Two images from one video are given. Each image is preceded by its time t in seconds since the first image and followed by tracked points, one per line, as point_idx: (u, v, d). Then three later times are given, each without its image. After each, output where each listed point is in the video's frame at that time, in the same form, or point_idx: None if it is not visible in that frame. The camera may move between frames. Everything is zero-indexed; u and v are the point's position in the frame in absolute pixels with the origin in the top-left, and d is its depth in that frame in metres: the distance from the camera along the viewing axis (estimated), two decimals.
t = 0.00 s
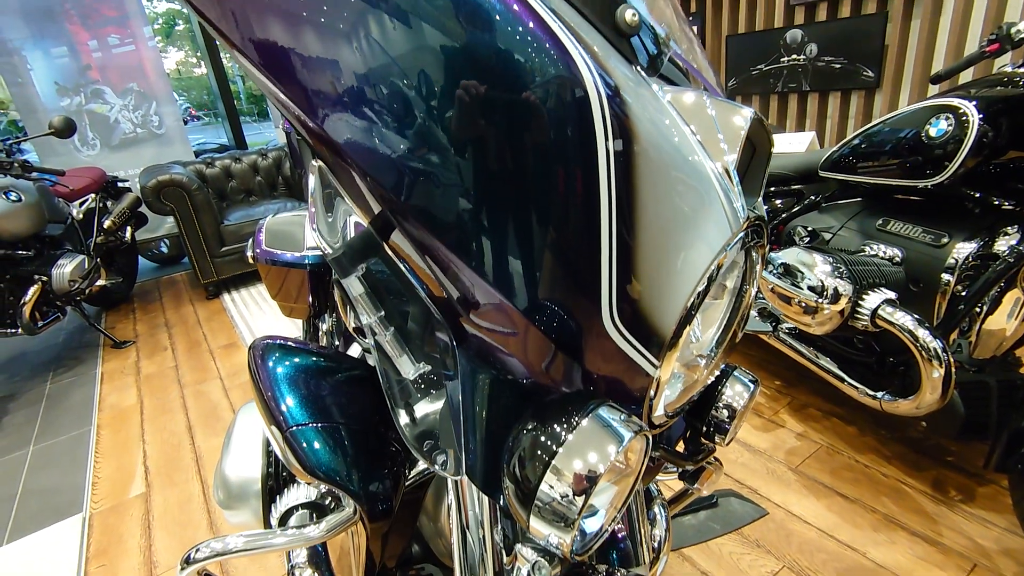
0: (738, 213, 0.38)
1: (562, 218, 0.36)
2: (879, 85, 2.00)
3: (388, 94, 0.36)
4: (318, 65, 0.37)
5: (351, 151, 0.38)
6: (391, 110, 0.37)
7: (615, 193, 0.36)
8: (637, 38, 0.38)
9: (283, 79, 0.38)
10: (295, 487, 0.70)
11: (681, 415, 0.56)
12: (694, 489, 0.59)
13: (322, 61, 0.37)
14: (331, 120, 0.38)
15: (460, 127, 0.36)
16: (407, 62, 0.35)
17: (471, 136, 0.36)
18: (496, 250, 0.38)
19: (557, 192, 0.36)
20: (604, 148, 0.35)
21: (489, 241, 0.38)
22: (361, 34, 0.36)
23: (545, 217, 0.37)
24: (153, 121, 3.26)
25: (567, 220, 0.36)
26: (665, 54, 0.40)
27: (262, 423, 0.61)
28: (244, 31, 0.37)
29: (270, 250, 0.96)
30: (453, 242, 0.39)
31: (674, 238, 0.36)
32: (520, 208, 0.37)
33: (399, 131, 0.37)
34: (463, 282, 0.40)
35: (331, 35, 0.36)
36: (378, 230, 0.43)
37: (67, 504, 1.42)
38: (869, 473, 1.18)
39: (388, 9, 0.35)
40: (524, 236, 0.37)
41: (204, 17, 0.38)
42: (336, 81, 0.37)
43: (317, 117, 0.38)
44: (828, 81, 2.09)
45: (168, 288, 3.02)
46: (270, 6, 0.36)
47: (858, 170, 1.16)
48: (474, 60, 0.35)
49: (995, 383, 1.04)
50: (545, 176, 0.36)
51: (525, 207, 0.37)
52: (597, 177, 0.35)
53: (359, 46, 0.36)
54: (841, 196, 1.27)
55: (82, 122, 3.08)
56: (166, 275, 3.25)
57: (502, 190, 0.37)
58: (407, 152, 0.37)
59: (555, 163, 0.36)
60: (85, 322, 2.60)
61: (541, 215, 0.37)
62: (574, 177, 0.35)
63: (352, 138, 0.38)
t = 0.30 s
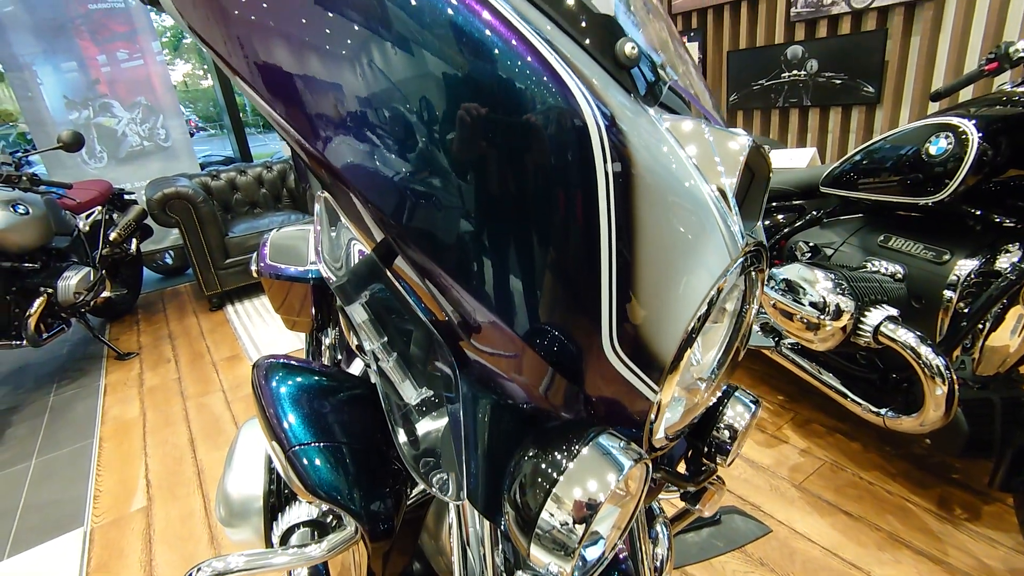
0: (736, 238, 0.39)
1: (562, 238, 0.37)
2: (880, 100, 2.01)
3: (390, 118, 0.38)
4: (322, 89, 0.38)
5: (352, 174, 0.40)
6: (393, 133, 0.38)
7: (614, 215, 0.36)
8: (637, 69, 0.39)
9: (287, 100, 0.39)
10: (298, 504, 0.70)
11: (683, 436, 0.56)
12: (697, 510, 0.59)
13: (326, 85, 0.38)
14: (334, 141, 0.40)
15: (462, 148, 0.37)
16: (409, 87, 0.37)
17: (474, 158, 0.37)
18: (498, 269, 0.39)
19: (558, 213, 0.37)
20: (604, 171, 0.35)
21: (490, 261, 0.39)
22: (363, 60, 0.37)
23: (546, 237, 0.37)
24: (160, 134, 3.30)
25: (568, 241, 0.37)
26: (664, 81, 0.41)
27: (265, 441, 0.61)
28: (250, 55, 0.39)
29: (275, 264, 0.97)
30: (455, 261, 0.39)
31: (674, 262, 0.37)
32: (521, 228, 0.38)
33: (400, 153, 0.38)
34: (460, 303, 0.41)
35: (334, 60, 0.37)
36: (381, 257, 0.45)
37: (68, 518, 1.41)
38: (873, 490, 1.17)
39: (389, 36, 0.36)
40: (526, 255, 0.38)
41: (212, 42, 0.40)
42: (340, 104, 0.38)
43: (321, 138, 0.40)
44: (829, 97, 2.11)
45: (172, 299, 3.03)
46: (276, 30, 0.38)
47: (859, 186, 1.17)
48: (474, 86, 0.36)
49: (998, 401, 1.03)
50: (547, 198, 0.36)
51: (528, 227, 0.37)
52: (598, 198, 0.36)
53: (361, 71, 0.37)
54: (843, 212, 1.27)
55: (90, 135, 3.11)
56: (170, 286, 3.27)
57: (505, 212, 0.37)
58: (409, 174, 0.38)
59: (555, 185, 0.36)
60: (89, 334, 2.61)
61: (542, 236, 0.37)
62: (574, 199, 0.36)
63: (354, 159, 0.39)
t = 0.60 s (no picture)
0: (733, 261, 0.39)
1: (561, 260, 0.38)
2: (880, 115, 2.02)
3: (392, 140, 0.39)
4: (325, 109, 0.39)
5: (354, 193, 0.41)
6: (394, 156, 0.39)
7: (613, 237, 0.37)
8: (637, 100, 0.39)
9: (291, 121, 0.41)
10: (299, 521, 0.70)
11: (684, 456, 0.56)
12: (699, 530, 0.59)
13: (328, 105, 0.39)
14: (336, 162, 0.41)
15: (463, 170, 0.38)
16: (409, 110, 0.38)
17: (475, 179, 0.37)
18: (499, 289, 0.40)
19: (557, 235, 0.37)
20: (602, 194, 0.36)
21: (490, 280, 0.40)
22: (365, 83, 0.38)
23: (545, 258, 0.38)
24: (165, 146, 3.33)
25: (567, 262, 0.37)
26: (662, 106, 0.41)
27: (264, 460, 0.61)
28: (255, 75, 0.40)
29: (278, 278, 0.97)
30: (456, 280, 0.40)
31: (672, 286, 0.37)
32: (520, 248, 0.38)
33: (401, 174, 0.39)
34: (457, 322, 0.42)
35: (336, 81, 0.38)
36: (383, 281, 0.46)
37: (68, 530, 1.41)
38: (876, 506, 1.17)
39: (391, 62, 0.37)
40: (526, 275, 0.39)
41: (217, 58, 0.41)
42: (342, 125, 0.40)
43: (323, 158, 0.41)
44: (829, 111, 2.12)
45: (175, 310, 3.04)
46: (280, 52, 0.39)
47: (859, 202, 1.17)
48: (474, 110, 0.37)
49: (1000, 417, 1.03)
50: (546, 220, 0.37)
51: (528, 249, 0.38)
52: (596, 221, 0.36)
53: (363, 93, 0.38)
54: (843, 227, 1.28)
55: (96, 147, 3.14)
56: (173, 297, 3.28)
57: (506, 235, 0.38)
58: (411, 196, 0.39)
59: (554, 207, 0.37)
60: (92, 345, 2.62)
61: (542, 257, 0.38)
62: (573, 221, 0.37)
63: (357, 180, 0.40)
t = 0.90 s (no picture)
0: (731, 283, 0.39)
1: (561, 280, 0.38)
2: (880, 129, 2.03)
3: (393, 161, 0.39)
4: (326, 128, 0.40)
5: (355, 213, 0.41)
6: (395, 177, 0.39)
7: (612, 259, 0.37)
8: (636, 126, 0.40)
9: (292, 141, 0.41)
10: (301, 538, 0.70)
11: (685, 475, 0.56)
12: (700, 551, 0.59)
13: (329, 125, 0.40)
14: (337, 182, 0.41)
15: (463, 191, 0.38)
16: (410, 132, 0.38)
17: (475, 198, 0.38)
18: (499, 308, 0.40)
19: (556, 256, 0.38)
20: (600, 217, 0.37)
21: (491, 299, 0.40)
22: (366, 105, 0.39)
23: (545, 278, 0.38)
24: (170, 157, 3.36)
25: (566, 282, 0.38)
26: (659, 131, 0.42)
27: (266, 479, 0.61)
28: (258, 95, 0.40)
29: (280, 291, 0.97)
30: (456, 301, 0.41)
31: (672, 309, 0.38)
32: (520, 267, 0.39)
33: (401, 195, 0.40)
34: (456, 343, 0.42)
35: (338, 102, 0.39)
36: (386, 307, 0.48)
37: (66, 543, 1.41)
38: (880, 523, 1.16)
39: (393, 86, 0.38)
40: (526, 295, 0.39)
41: (219, 78, 0.41)
42: (344, 145, 0.40)
43: (324, 178, 0.41)
44: (829, 125, 2.14)
45: (177, 321, 3.05)
46: (283, 74, 0.39)
47: (860, 217, 1.18)
48: (474, 133, 0.37)
49: (1003, 433, 1.03)
50: (545, 241, 0.38)
51: (528, 269, 0.39)
52: (595, 242, 0.37)
53: (364, 114, 0.39)
54: (844, 241, 1.28)
55: (102, 158, 3.17)
56: (175, 307, 3.29)
57: (505, 256, 0.39)
58: (411, 217, 0.40)
59: (554, 229, 0.37)
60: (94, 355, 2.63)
61: (542, 278, 0.38)
62: (573, 241, 0.37)
63: (358, 200, 0.41)
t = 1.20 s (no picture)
0: (731, 304, 0.40)
1: (564, 298, 0.38)
2: (880, 142, 2.04)
3: (395, 179, 0.39)
4: (329, 145, 0.40)
5: (357, 231, 0.41)
6: (397, 195, 0.40)
7: (615, 278, 0.37)
8: (637, 147, 0.40)
9: (295, 157, 0.41)
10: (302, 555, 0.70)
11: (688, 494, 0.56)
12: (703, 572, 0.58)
13: (332, 142, 0.40)
14: (339, 200, 0.41)
15: (466, 209, 0.38)
16: (411, 151, 0.39)
17: (477, 217, 0.38)
18: (501, 324, 0.40)
19: (559, 275, 0.38)
20: (603, 236, 0.37)
21: (493, 317, 0.40)
22: (369, 124, 0.39)
23: (548, 296, 0.38)
24: (174, 168, 3.38)
25: (569, 300, 0.38)
26: (660, 152, 0.42)
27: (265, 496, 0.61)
28: (263, 112, 0.40)
29: (283, 302, 0.97)
30: (458, 319, 0.41)
31: (674, 330, 0.38)
32: (522, 285, 0.39)
33: (403, 213, 0.40)
34: (456, 362, 0.42)
35: (341, 120, 0.39)
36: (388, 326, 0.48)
37: (66, 556, 1.40)
38: (885, 539, 1.15)
39: (395, 106, 0.38)
40: (529, 313, 0.39)
41: (225, 97, 0.41)
42: (346, 161, 0.40)
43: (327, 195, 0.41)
44: (830, 138, 2.15)
45: (179, 331, 3.05)
46: (288, 91, 0.39)
47: (862, 231, 1.18)
48: (476, 153, 0.38)
49: (1008, 448, 1.02)
50: (547, 260, 0.38)
51: (531, 288, 0.39)
52: (597, 261, 0.37)
53: (367, 132, 0.39)
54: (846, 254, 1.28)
55: (107, 169, 3.19)
56: (177, 317, 3.30)
57: (507, 275, 0.39)
58: (413, 234, 0.40)
59: (557, 247, 0.37)
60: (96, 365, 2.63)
61: (545, 296, 0.38)
62: (576, 260, 0.37)
63: (360, 217, 0.41)
